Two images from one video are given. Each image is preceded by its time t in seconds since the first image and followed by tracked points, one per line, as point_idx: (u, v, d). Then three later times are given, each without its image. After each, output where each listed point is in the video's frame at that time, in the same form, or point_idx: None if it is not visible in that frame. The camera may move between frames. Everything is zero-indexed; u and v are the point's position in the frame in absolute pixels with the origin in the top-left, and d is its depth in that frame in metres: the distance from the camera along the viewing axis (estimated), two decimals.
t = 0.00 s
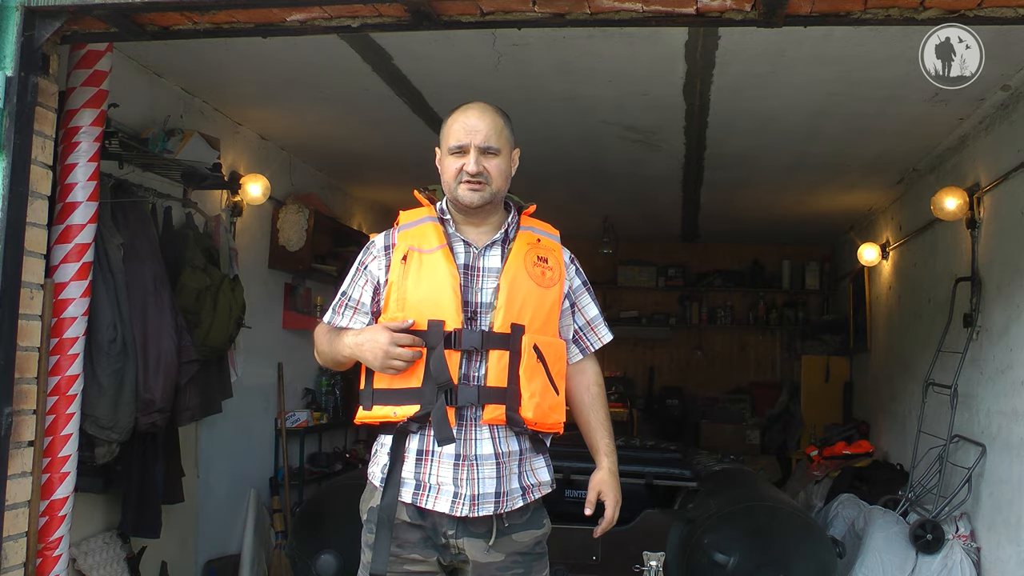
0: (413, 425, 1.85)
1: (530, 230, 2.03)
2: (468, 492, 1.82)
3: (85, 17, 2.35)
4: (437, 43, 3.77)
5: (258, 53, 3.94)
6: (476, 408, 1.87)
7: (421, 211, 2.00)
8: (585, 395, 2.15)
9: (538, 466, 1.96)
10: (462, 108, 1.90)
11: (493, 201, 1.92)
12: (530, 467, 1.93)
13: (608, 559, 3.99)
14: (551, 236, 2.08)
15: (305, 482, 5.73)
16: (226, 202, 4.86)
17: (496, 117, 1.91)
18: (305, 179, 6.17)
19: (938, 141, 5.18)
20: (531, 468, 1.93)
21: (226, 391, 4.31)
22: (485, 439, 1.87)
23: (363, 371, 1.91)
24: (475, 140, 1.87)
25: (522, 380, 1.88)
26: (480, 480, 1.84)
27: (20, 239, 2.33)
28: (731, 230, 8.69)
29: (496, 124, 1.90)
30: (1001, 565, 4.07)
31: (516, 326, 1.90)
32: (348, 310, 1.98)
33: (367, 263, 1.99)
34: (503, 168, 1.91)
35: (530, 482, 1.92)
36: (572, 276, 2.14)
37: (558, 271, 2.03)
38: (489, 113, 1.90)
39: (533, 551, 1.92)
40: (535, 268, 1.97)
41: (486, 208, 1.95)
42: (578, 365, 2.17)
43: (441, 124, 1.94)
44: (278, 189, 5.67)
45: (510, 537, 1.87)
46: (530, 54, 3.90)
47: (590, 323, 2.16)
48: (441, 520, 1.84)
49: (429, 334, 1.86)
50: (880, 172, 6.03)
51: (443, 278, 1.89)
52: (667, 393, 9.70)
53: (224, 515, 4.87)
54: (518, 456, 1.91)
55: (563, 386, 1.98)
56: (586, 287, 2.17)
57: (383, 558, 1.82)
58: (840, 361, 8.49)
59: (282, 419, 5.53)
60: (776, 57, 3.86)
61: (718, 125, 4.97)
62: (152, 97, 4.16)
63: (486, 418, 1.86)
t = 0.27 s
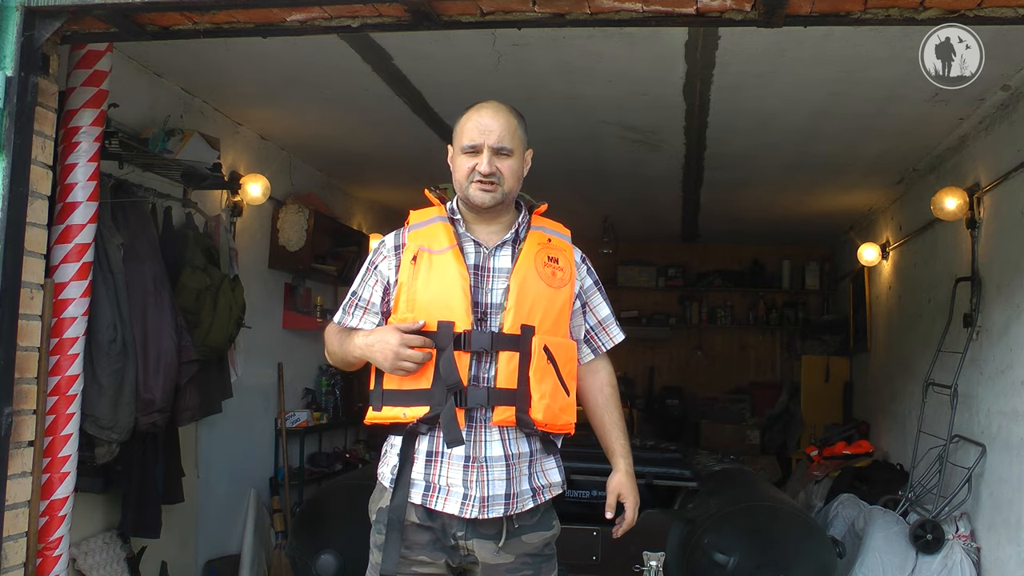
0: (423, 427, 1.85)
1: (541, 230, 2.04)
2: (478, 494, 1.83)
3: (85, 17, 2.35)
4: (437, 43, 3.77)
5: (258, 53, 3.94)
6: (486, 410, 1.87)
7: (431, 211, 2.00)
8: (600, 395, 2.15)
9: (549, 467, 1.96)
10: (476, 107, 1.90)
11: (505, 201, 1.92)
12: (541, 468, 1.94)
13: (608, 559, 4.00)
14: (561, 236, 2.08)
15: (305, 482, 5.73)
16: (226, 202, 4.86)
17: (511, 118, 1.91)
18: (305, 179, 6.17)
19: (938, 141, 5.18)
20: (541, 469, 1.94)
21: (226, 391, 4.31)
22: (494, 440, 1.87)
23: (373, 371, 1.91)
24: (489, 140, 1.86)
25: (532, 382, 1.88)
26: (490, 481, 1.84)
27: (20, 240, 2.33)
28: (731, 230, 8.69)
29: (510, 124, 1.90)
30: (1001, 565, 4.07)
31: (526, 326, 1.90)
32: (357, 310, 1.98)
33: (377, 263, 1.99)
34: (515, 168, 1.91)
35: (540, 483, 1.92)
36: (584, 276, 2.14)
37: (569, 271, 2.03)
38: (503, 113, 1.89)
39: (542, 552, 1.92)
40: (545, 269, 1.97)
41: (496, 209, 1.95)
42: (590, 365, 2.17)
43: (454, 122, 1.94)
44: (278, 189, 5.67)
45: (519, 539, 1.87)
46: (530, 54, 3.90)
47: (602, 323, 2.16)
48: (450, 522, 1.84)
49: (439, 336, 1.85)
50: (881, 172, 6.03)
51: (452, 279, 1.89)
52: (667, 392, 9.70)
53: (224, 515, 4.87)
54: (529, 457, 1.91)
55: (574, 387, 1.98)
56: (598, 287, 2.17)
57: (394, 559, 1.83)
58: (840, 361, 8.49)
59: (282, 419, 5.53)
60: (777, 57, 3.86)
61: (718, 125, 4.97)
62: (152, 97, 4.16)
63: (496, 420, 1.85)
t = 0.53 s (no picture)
0: (429, 428, 1.86)
1: (545, 230, 2.04)
2: (485, 494, 1.83)
3: (85, 17, 2.35)
4: (437, 42, 3.77)
5: (258, 53, 3.94)
6: (492, 410, 1.87)
7: (436, 211, 2.00)
8: (601, 394, 2.16)
9: (555, 467, 1.97)
10: (492, 108, 1.89)
11: (518, 203, 1.92)
12: (547, 468, 1.94)
13: (608, 559, 4.01)
14: (565, 236, 2.08)
15: (305, 482, 5.73)
16: (226, 202, 4.86)
17: (525, 119, 1.91)
18: (305, 179, 6.17)
19: (938, 141, 5.18)
20: (547, 470, 1.94)
21: (226, 391, 4.31)
22: (501, 440, 1.87)
23: (377, 372, 1.91)
24: (508, 142, 1.86)
25: (538, 382, 1.89)
26: (497, 482, 1.84)
27: (20, 240, 2.33)
28: (731, 230, 8.70)
29: (526, 126, 1.90)
30: (1001, 565, 4.07)
31: (532, 327, 1.90)
32: (362, 310, 1.98)
33: (381, 263, 1.99)
34: (529, 171, 1.92)
35: (546, 484, 1.92)
36: (587, 276, 2.14)
37: (573, 271, 2.03)
38: (519, 115, 1.89)
39: (548, 552, 1.92)
40: (550, 269, 1.97)
41: (507, 211, 1.95)
42: (593, 364, 2.17)
43: (467, 122, 1.93)
44: (278, 189, 5.67)
45: (526, 539, 1.87)
46: (530, 54, 3.90)
47: (605, 323, 2.16)
48: (457, 523, 1.83)
49: (445, 336, 1.85)
50: (881, 172, 6.03)
51: (458, 279, 1.89)
52: (667, 392, 9.70)
53: (223, 515, 4.87)
54: (535, 457, 1.91)
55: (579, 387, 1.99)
56: (600, 286, 2.17)
57: (400, 560, 1.83)
58: (840, 361, 8.49)
59: (282, 419, 5.53)
60: (777, 57, 3.86)
61: (719, 125, 4.97)
62: (151, 97, 4.16)
63: (503, 420, 1.86)
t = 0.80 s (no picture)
0: (429, 428, 1.85)
1: (545, 231, 2.04)
2: (486, 494, 1.83)
3: (85, 17, 2.34)
4: (437, 43, 3.77)
5: (258, 53, 3.94)
6: (493, 410, 1.87)
7: (435, 211, 2.00)
8: (599, 395, 2.15)
9: (554, 467, 1.97)
10: (489, 108, 1.89)
11: (515, 203, 1.92)
12: (546, 468, 1.95)
13: (608, 559, 4.01)
14: (565, 237, 2.08)
15: (305, 483, 5.72)
16: (226, 202, 4.86)
17: (523, 119, 1.91)
18: (305, 179, 6.17)
19: (938, 141, 5.18)
20: (546, 469, 1.94)
21: (226, 391, 4.31)
22: (501, 440, 1.87)
23: (377, 371, 1.91)
24: (504, 142, 1.86)
25: (539, 382, 1.89)
26: (498, 482, 1.84)
27: (20, 239, 2.33)
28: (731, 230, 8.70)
29: (523, 125, 1.90)
30: (1001, 565, 4.07)
31: (532, 327, 1.91)
32: (361, 309, 1.98)
33: (381, 262, 1.99)
34: (526, 170, 1.91)
35: (546, 483, 1.92)
36: (586, 277, 2.14)
37: (572, 272, 2.03)
38: (516, 114, 1.89)
39: (548, 552, 1.92)
40: (550, 269, 1.97)
41: (505, 211, 1.95)
42: (591, 365, 2.17)
43: (465, 122, 1.93)
44: (278, 189, 5.67)
45: (526, 539, 1.87)
46: (530, 54, 3.90)
47: (603, 324, 2.16)
48: (457, 523, 1.83)
49: (445, 336, 1.85)
50: (880, 172, 6.03)
51: (459, 279, 1.89)
52: (667, 393, 9.70)
53: (223, 515, 4.87)
54: (535, 457, 1.92)
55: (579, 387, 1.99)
56: (599, 287, 2.17)
57: (400, 561, 1.83)
58: (840, 361, 8.49)
59: (282, 419, 5.53)
60: (777, 57, 3.86)
61: (719, 125, 4.98)
62: (151, 97, 4.16)
63: (503, 420, 1.86)
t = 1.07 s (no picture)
0: (428, 428, 1.85)
1: (543, 231, 2.04)
2: (485, 494, 1.83)
3: (85, 17, 2.34)
4: (437, 43, 3.77)
5: (259, 53, 3.94)
6: (492, 410, 1.87)
7: (433, 210, 1.99)
8: (595, 399, 2.15)
9: (550, 467, 1.96)
10: (479, 106, 1.89)
11: (508, 201, 1.92)
12: (544, 468, 1.94)
13: (608, 559, 4.01)
14: (563, 237, 2.08)
15: (305, 482, 5.72)
16: (226, 202, 4.86)
17: (513, 116, 1.90)
18: (305, 179, 6.17)
19: (938, 141, 5.18)
20: (544, 469, 1.94)
21: (226, 391, 4.31)
22: (501, 440, 1.87)
23: (375, 372, 1.90)
24: (492, 139, 1.86)
25: (538, 382, 1.89)
26: (497, 481, 1.85)
27: (20, 239, 2.33)
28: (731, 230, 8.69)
29: (512, 123, 1.90)
30: (1001, 565, 4.07)
31: (531, 327, 1.91)
32: (357, 308, 1.96)
33: (379, 262, 1.97)
34: (518, 168, 1.91)
35: (543, 483, 1.92)
36: (583, 278, 2.14)
37: (570, 272, 2.04)
38: (505, 112, 1.89)
39: (546, 552, 1.92)
40: (548, 269, 1.97)
41: (499, 208, 1.95)
42: (587, 366, 2.16)
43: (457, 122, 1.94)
44: (278, 189, 5.67)
45: (524, 539, 1.88)
46: (530, 54, 3.90)
47: (599, 325, 2.16)
48: (455, 523, 1.84)
49: (444, 336, 1.85)
50: (880, 172, 6.03)
51: (458, 279, 1.89)
52: (667, 393, 9.69)
53: (223, 515, 4.87)
54: (533, 457, 1.92)
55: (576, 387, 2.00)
56: (595, 288, 2.18)
57: (398, 562, 1.83)
58: (840, 361, 8.49)
59: (282, 419, 5.53)
60: (777, 57, 3.86)
61: (718, 125, 4.98)
62: (151, 97, 4.16)
63: (503, 420, 1.86)
